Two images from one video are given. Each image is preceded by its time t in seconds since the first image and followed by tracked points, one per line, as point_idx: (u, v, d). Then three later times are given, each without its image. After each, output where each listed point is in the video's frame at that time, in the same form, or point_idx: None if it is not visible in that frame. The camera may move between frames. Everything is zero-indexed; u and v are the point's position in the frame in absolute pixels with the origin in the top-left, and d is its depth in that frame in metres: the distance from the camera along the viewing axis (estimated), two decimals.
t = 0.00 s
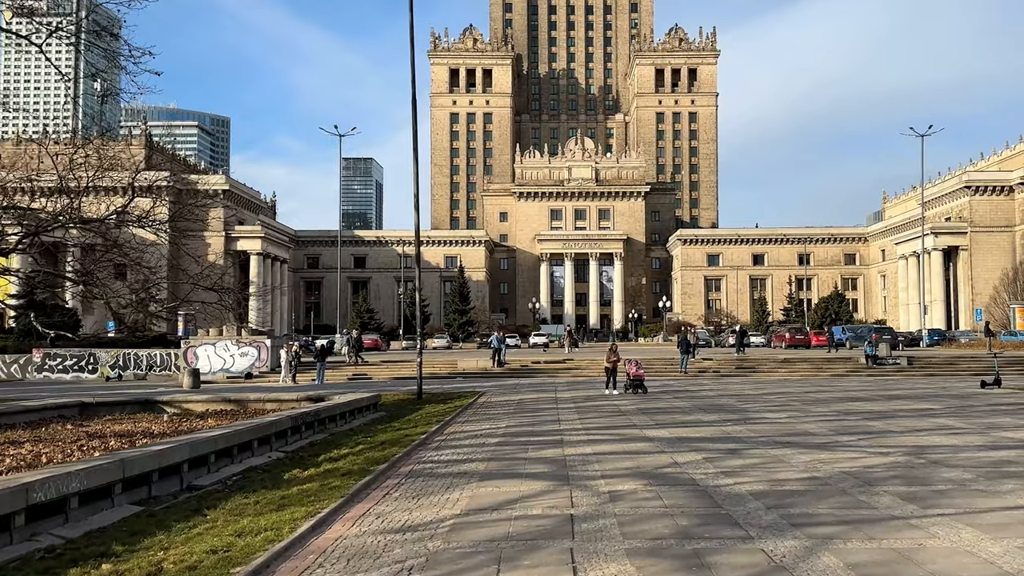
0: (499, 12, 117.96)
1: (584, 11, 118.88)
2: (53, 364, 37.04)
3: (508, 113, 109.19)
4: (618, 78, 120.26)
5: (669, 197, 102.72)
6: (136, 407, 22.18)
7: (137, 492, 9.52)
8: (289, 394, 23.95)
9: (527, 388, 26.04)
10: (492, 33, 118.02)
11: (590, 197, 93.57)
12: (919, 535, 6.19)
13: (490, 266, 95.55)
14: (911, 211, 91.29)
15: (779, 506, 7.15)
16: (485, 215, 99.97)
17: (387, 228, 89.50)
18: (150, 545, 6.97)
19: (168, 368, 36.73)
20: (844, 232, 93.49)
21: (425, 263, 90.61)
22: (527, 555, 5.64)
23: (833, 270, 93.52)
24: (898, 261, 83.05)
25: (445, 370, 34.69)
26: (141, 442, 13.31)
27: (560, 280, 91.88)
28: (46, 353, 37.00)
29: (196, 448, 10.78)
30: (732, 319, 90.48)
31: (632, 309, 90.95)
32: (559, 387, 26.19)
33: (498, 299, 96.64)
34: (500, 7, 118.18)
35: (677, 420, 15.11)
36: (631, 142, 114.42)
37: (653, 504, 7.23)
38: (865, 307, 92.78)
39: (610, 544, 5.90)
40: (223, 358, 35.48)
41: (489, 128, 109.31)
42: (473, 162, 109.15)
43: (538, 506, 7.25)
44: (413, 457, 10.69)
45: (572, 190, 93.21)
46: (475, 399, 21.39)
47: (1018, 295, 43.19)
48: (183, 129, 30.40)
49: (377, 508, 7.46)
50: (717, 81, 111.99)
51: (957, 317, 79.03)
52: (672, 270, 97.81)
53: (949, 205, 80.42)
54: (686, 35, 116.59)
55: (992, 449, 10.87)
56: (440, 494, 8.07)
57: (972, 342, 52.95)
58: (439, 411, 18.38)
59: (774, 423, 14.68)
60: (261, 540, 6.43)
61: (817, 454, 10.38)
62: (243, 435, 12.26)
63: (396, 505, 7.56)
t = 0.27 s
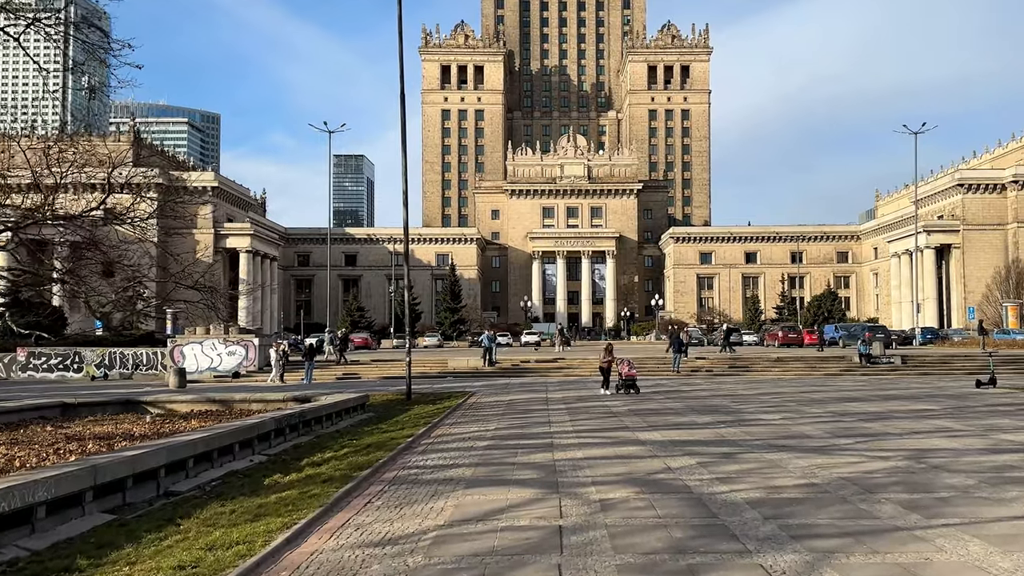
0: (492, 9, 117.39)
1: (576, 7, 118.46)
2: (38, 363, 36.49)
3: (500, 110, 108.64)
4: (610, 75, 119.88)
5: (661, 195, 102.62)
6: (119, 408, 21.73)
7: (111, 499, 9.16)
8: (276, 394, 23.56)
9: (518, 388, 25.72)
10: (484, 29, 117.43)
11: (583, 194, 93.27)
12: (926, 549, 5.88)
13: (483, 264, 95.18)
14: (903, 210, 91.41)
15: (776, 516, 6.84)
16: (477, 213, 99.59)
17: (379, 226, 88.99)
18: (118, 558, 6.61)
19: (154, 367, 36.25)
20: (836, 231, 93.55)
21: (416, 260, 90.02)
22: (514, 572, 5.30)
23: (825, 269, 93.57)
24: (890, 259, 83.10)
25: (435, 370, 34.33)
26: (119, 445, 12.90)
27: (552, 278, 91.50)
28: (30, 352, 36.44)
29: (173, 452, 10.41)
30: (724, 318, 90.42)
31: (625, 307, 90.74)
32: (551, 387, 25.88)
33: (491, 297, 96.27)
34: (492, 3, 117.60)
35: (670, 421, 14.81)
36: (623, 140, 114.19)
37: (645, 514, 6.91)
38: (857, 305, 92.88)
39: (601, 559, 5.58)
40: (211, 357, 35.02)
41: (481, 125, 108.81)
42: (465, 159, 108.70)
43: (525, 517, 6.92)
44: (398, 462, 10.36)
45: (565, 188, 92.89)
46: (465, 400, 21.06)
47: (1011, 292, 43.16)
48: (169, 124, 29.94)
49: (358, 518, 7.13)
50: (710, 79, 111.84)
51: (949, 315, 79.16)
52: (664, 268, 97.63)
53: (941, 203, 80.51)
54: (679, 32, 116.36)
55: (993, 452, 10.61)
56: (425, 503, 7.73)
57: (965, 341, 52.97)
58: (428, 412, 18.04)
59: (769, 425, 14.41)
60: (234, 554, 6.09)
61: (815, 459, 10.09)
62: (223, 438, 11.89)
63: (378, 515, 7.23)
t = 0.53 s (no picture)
0: (485, 8, 117.03)
1: (570, 7, 118.23)
2: (25, 363, 35.99)
3: (494, 110, 108.27)
4: (604, 74, 119.70)
5: (655, 195, 102.53)
6: (105, 408, 21.31)
7: (88, 502, 8.81)
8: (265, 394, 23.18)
9: (511, 387, 25.40)
10: (478, 29, 117.01)
11: (576, 194, 93.04)
12: (939, 553, 5.59)
13: (476, 263, 94.83)
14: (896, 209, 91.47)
15: (780, 519, 6.53)
16: (470, 212, 99.25)
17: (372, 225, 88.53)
18: (90, 564, 6.28)
19: (144, 367, 35.80)
20: (829, 230, 93.55)
21: (410, 260, 89.55)
22: None
23: (818, 268, 93.54)
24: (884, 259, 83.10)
25: (428, 369, 33.99)
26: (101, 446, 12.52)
27: (546, 277, 91.11)
28: (17, 351, 35.94)
29: (154, 454, 10.02)
30: (718, 317, 90.32)
31: (619, 307, 90.51)
32: (545, 386, 25.59)
33: (484, 296, 95.91)
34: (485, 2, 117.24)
35: (667, 421, 14.52)
36: (617, 140, 114.04)
37: (644, 517, 6.60)
38: (851, 305, 92.91)
39: (600, 564, 5.27)
40: (201, 357, 34.60)
41: (475, 124, 108.47)
42: (459, 159, 108.36)
43: (519, 520, 6.60)
44: (387, 463, 10.03)
45: (559, 187, 92.62)
46: (457, 399, 20.73)
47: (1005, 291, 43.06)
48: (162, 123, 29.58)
49: (343, 522, 6.79)
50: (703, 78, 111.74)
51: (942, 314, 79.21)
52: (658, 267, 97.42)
53: (934, 203, 80.53)
54: (672, 32, 116.24)
55: (998, 452, 10.35)
56: (415, 505, 7.41)
57: (959, 340, 52.89)
58: (420, 411, 17.70)
59: (767, 424, 14.13)
60: (211, 560, 5.77)
61: (817, 459, 9.81)
62: (207, 439, 11.52)
63: (364, 519, 6.90)
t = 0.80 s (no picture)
0: (481, 6, 116.56)
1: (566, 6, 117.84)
2: (16, 363, 35.56)
3: (489, 109, 107.89)
4: (600, 73, 119.40)
5: (651, 194, 102.35)
6: (93, 410, 20.93)
7: (67, 511, 8.45)
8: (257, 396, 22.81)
9: (507, 388, 25.08)
10: (474, 27, 116.51)
11: (572, 193, 92.74)
12: (958, 570, 5.29)
13: (473, 262, 94.48)
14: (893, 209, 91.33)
15: (789, 532, 6.22)
16: (466, 212, 98.87)
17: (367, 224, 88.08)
18: None
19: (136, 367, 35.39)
20: (826, 229, 93.39)
21: (406, 259, 89.12)
22: None
23: (815, 268, 93.36)
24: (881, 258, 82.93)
25: (423, 370, 33.64)
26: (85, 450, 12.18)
27: (542, 277, 90.71)
28: (8, 351, 35.53)
29: (138, 459, 9.67)
30: (715, 317, 90.14)
31: (615, 307, 90.22)
32: (541, 387, 25.27)
33: (481, 296, 95.56)
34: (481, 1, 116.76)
35: (666, 424, 14.20)
36: (614, 138, 113.75)
37: (646, 530, 6.28)
38: (847, 304, 92.79)
39: None
40: (193, 357, 34.24)
41: (471, 123, 108.10)
42: (455, 158, 108.00)
43: (515, 533, 6.28)
44: (379, 470, 9.68)
45: (555, 186, 92.31)
46: (452, 401, 20.41)
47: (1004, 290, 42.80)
48: (156, 121, 29.18)
49: (331, 536, 6.45)
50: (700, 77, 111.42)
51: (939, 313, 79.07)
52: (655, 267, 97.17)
53: (931, 202, 80.39)
54: (669, 31, 115.91)
55: (1007, 458, 10.05)
56: (407, 515, 7.07)
57: (957, 340, 52.69)
58: (414, 414, 17.37)
59: (768, 427, 13.83)
60: None
61: (822, 465, 9.51)
62: (194, 443, 11.17)
63: (352, 532, 6.56)
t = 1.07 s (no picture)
0: (482, 4, 116.09)
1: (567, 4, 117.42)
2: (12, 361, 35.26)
3: (490, 107, 107.58)
4: (601, 72, 119.04)
5: (652, 193, 102.05)
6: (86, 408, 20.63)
7: (48, 512, 8.14)
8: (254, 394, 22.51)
9: (507, 387, 24.76)
10: (474, 25, 116.02)
11: (573, 191, 92.39)
12: None
13: (473, 261, 94.16)
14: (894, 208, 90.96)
15: (800, 536, 5.93)
16: (466, 210, 98.52)
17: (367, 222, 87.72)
18: None
19: (133, 365, 35.08)
20: (827, 228, 93.05)
21: (406, 258, 88.81)
22: None
23: (816, 266, 92.97)
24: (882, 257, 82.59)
25: (422, 368, 33.34)
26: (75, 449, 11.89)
27: (543, 275, 90.32)
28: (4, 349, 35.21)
29: (125, 459, 9.37)
30: (716, 316, 89.84)
31: (615, 305, 89.90)
32: (541, 385, 24.98)
33: (481, 294, 95.24)
34: None
35: (668, 423, 13.90)
36: (614, 137, 113.43)
37: (650, 534, 5.98)
38: (848, 303, 92.51)
39: None
40: (191, 354, 33.95)
41: (471, 121, 107.78)
42: (455, 156, 107.69)
43: (512, 537, 5.99)
44: (374, 470, 9.38)
45: (555, 184, 91.99)
46: (451, 399, 20.11)
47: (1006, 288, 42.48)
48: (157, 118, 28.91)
49: (319, 541, 6.15)
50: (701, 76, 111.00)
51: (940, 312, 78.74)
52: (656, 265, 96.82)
53: (933, 201, 80.02)
54: (670, 29, 115.48)
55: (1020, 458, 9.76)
56: (400, 518, 6.77)
57: (959, 338, 52.43)
58: (412, 412, 17.08)
59: (772, 426, 13.54)
60: None
61: (830, 465, 9.20)
62: (184, 442, 10.87)
63: (343, 536, 6.26)
